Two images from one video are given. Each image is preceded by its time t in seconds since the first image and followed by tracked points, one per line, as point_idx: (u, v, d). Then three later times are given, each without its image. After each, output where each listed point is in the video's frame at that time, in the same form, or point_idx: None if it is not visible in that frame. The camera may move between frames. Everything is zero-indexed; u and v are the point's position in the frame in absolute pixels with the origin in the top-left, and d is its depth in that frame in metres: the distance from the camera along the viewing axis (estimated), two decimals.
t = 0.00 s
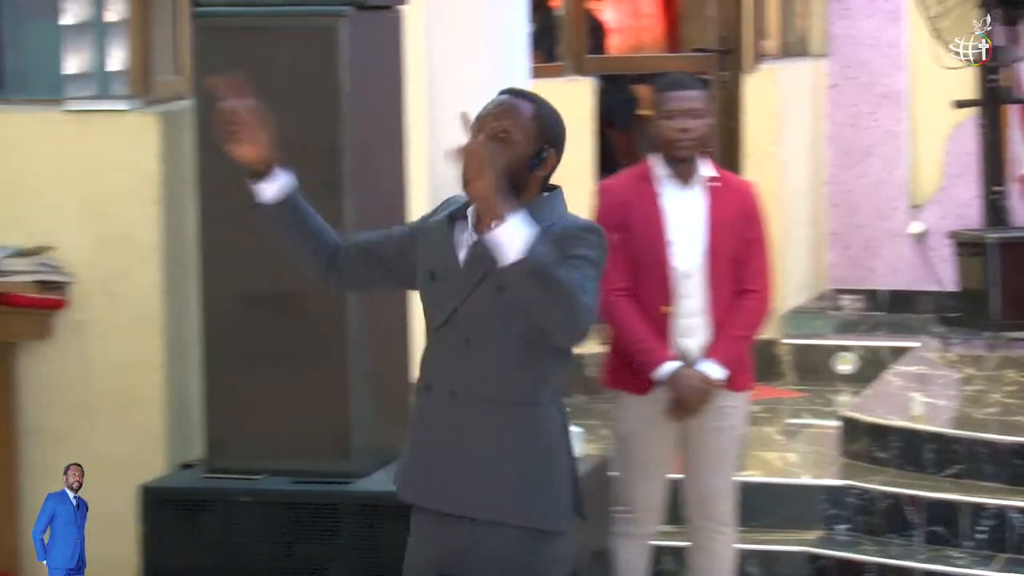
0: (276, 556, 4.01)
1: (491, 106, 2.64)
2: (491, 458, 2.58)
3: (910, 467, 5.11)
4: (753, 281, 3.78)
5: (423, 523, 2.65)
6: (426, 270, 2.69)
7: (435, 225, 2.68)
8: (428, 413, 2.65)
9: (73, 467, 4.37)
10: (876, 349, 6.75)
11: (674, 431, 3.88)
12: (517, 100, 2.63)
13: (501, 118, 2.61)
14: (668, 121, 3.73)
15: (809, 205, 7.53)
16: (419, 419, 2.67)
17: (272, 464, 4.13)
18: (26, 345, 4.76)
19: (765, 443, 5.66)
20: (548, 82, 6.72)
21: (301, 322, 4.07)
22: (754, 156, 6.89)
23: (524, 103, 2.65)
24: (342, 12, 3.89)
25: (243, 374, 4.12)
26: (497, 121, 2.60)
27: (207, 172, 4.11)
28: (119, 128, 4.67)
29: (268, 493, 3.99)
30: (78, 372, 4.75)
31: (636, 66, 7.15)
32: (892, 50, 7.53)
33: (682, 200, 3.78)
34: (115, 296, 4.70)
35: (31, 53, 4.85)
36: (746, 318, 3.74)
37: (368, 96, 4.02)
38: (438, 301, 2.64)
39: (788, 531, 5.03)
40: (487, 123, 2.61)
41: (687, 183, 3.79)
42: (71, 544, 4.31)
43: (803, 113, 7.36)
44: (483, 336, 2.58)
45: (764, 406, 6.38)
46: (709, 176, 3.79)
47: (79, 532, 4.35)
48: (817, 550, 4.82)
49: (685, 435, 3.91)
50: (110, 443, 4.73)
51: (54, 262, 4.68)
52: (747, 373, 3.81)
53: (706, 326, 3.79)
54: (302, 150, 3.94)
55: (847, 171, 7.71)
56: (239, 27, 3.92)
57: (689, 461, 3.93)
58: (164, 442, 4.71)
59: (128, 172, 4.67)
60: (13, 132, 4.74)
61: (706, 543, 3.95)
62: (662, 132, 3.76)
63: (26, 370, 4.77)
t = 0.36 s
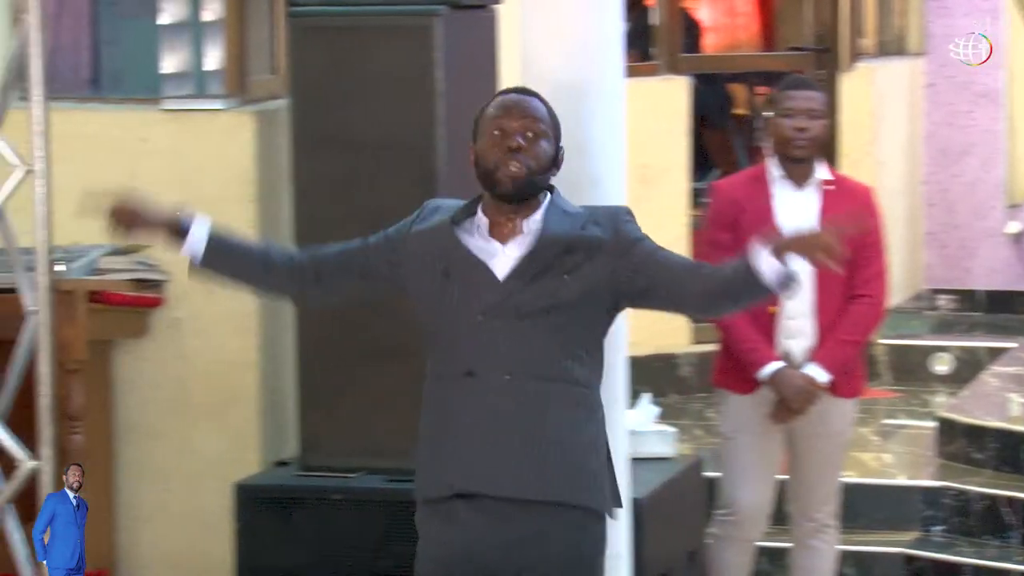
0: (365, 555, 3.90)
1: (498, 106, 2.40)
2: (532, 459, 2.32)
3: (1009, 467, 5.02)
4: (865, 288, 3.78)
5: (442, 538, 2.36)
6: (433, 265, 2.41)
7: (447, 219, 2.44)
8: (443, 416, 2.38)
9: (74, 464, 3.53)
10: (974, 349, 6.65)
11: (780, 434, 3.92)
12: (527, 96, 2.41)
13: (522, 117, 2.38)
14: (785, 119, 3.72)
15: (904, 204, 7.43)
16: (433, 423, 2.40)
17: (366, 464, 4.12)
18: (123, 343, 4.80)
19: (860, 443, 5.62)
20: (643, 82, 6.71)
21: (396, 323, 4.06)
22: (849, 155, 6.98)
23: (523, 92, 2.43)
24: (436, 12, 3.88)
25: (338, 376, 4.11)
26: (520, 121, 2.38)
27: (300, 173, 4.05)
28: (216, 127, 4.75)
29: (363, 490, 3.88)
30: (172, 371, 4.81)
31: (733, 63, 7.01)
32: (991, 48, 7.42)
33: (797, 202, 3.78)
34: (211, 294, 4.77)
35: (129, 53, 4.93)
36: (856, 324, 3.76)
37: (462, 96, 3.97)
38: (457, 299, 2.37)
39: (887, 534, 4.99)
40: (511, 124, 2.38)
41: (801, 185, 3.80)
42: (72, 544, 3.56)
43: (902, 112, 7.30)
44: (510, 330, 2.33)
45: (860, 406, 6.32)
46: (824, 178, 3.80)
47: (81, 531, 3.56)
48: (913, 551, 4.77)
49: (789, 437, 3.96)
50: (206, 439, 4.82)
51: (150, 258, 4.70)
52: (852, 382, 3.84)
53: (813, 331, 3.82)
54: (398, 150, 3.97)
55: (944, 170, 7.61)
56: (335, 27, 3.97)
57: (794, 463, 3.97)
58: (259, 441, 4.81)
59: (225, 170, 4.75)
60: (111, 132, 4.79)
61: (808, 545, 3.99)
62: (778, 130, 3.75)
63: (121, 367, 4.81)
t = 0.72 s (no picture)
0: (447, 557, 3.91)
1: (529, 137, 2.65)
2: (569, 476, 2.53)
3: None
4: (950, 292, 3.85)
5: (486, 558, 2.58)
6: (459, 308, 2.60)
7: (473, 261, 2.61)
8: (477, 447, 2.59)
9: (74, 464, 3.23)
10: None
11: (863, 435, 3.95)
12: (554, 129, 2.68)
13: (550, 144, 2.64)
14: (879, 121, 3.91)
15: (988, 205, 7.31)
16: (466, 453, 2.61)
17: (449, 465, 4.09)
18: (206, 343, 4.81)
19: (944, 446, 5.53)
20: (728, 82, 6.70)
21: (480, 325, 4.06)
22: (933, 156, 6.96)
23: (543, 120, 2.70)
24: (520, 12, 3.90)
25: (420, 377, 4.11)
26: (550, 148, 2.63)
27: (382, 174, 4.08)
28: (300, 128, 4.81)
29: (446, 491, 3.90)
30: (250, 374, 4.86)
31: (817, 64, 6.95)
32: None
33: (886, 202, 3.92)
34: (296, 293, 4.83)
35: (214, 54, 5.00)
36: (937, 328, 3.83)
37: (544, 96, 4.01)
38: (488, 339, 2.57)
39: (973, 536, 4.99)
40: (544, 152, 2.63)
41: (891, 186, 3.92)
42: (74, 544, 3.21)
43: (989, 115, 7.24)
44: (542, 363, 2.53)
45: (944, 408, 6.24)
46: (918, 180, 3.90)
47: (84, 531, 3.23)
48: (998, 554, 4.74)
49: (873, 438, 3.98)
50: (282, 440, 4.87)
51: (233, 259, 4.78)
52: (936, 388, 3.88)
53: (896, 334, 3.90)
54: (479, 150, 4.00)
55: None
56: (417, 27, 3.99)
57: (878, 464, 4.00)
58: (343, 440, 4.85)
59: (308, 170, 4.81)
60: (197, 131, 4.86)
61: (893, 549, 4.00)
62: (872, 131, 3.93)
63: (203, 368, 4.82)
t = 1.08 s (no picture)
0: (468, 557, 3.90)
1: (566, 138, 2.58)
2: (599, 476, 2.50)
3: None
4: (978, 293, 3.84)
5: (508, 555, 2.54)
6: (492, 309, 2.56)
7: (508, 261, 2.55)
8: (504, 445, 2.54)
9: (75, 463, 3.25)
10: None
11: (889, 437, 3.92)
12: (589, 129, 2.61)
13: (586, 145, 2.57)
14: (904, 122, 3.87)
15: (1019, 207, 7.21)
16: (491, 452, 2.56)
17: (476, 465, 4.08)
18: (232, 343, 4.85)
19: (971, 447, 5.50)
20: (755, 82, 6.63)
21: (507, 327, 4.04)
22: (962, 157, 6.88)
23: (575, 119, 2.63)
24: (550, 13, 3.89)
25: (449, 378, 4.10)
26: (587, 150, 2.57)
27: (410, 173, 4.08)
28: (328, 129, 4.83)
29: (471, 491, 3.91)
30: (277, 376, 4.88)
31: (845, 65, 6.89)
32: None
33: (912, 204, 3.90)
34: (323, 294, 4.84)
35: (243, 56, 5.02)
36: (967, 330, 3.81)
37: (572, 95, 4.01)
38: (522, 338, 2.52)
39: (999, 538, 4.97)
40: (580, 153, 2.57)
41: (918, 188, 3.90)
42: (75, 544, 3.25)
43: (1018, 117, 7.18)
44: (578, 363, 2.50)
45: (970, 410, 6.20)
46: (944, 182, 3.88)
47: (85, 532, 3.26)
48: None
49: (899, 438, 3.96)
50: (308, 441, 4.89)
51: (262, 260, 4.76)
52: (962, 389, 3.87)
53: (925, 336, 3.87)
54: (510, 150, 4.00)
55: None
56: (449, 28, 3.99)
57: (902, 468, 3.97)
58: (369, 441, 4.85)
59: (336, 171, 4.82)
60: (225, 132, 4.88)
61: (918, 548, 3.98)
62: (898, 133, 3.90)
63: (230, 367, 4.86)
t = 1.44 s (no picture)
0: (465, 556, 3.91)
1: (586, 137, 2.51)
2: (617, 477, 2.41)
3: None
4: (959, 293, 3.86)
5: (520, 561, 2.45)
6: (513, 310, 2.46)
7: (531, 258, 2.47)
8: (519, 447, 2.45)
9: (75, 465, 3.27)
10: None
11: (874, 439, 3.94)
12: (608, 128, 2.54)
13: (606, 143, 2.50)
14: (878, 122, 3.90)
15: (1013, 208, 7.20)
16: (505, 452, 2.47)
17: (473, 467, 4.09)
18: (227, 344, 4.86)
19: (965, 448, 5.51)
20: (749, 82, 6.64)
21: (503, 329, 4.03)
22: (957, 159, 6.85)
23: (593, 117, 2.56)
24: (544, 14, 3.89)
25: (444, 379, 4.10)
26: (607, 149, 2.50)
27: (405, 175, 4.08)
28: (322, 130, 4.83)
29: (467, 492, 3.91)
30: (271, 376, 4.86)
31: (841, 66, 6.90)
32: None
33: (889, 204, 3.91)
34: (318, 295, 4.84)
35: (238, 57, 5.02)
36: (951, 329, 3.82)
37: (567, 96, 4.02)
38: (542, 339, 2.43)
39: (993, 539, 4.98)
40: (600, 152, 2.49)
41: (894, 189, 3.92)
42: (75, 544, 3.26)
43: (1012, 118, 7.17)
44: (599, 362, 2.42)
45: (965, 411, 6.21)
46: (918, 181, 3.91)
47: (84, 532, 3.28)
48: (1018, 557, 4.74)
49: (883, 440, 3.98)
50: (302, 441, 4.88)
51: (256, 261, 4.76)
52: (946, 389, 3.88)
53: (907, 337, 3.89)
54: (505, 152, 4.00)
55: None
56: (446, 30, 3.99)
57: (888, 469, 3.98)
58: (363, 442, 4.85)
59: (331, 172, 4.82)
60: (219, 134, 4.88)
61: (906, 549, 3.99)
62: (871, 133, 3.93)
63: (225, 367, 4.88)
